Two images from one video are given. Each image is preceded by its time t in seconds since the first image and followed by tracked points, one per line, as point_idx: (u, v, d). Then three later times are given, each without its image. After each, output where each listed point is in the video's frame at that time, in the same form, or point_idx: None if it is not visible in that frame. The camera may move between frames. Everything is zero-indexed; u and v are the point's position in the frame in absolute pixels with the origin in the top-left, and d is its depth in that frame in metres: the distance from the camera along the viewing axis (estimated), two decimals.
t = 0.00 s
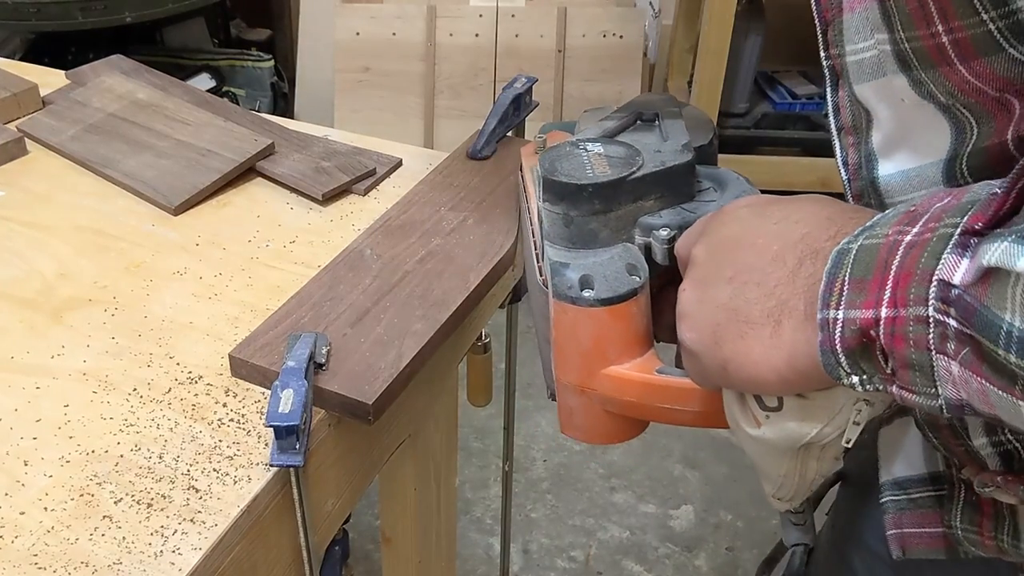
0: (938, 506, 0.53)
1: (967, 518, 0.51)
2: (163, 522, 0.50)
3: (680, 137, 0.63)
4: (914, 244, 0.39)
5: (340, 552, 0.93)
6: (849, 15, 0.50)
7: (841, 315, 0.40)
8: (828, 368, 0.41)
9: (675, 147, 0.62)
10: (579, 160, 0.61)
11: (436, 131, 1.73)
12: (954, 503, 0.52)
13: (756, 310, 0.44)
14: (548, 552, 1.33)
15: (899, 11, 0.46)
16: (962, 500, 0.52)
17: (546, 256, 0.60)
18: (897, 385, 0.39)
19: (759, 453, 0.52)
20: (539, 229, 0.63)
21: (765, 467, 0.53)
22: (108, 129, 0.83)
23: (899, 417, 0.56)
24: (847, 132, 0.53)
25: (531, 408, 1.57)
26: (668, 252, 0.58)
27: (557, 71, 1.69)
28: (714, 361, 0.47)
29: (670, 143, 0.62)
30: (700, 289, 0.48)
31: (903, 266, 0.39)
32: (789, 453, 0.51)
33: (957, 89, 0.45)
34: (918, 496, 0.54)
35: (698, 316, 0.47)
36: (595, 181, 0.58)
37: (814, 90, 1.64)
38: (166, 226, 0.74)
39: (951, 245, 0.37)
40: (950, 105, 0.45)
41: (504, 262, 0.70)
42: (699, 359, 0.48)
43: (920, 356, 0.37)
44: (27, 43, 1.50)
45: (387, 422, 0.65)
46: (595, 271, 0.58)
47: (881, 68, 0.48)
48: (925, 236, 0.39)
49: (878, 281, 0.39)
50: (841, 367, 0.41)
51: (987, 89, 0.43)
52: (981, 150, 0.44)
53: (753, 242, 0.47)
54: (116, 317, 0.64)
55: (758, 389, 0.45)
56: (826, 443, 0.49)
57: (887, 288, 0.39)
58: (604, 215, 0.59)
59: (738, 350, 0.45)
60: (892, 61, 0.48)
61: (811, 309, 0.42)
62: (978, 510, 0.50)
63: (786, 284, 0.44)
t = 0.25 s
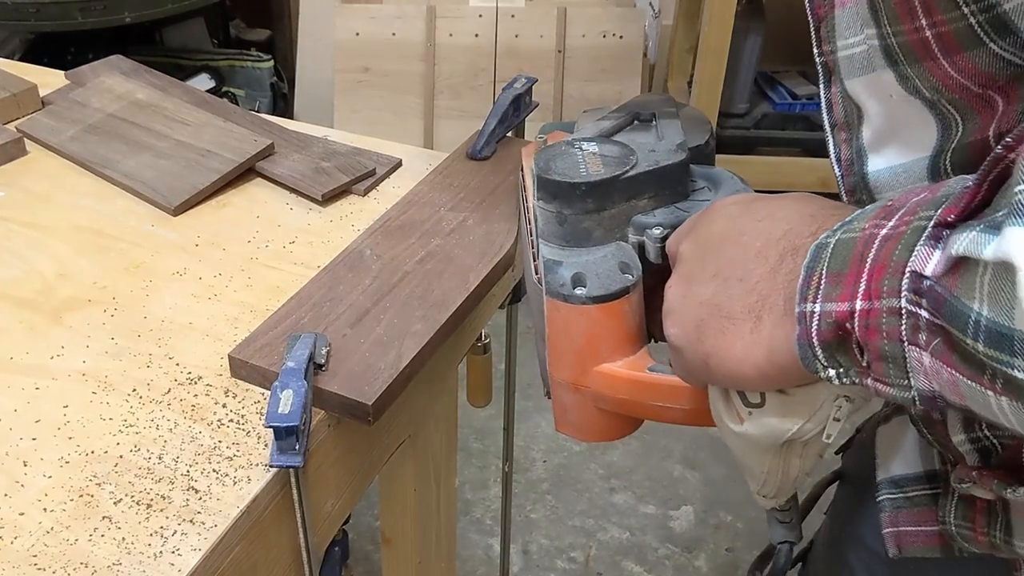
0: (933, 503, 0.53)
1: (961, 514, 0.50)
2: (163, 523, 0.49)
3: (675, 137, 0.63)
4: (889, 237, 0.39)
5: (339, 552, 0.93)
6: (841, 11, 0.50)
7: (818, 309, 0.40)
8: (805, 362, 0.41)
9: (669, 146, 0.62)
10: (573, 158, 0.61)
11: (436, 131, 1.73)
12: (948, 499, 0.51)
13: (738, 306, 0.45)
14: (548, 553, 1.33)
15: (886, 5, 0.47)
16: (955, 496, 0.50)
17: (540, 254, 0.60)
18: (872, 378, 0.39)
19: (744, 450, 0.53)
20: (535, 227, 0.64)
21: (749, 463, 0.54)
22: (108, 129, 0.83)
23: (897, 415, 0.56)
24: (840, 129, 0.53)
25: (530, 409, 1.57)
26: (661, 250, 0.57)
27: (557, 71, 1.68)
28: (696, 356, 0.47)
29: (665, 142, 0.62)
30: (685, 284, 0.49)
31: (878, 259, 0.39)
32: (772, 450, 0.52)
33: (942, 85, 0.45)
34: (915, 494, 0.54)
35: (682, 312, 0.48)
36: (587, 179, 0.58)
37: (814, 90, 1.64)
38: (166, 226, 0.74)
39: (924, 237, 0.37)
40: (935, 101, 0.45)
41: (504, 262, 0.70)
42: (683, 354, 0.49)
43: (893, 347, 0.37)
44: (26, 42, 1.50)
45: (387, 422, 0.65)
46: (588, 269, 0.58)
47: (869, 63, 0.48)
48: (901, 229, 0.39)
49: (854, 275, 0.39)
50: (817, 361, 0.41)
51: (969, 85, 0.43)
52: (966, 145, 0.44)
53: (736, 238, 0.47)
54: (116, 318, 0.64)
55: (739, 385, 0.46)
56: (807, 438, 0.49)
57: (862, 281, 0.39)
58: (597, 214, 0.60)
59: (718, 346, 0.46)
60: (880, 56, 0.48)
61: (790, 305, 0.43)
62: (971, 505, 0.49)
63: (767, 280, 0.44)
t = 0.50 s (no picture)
0: (929, 506, 0.52)
1: (958, 517, 0.50)
2: (162, 524, 0.49)
3: (672, 132, 0.63)
4: (858, 231, 0.39)
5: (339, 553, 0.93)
6: (832, 10, 0.50)
7: (788, 301, 0.41)
8: (776, 353, 0.42)
9: (665, 141, 0.62)
10: (569, 150, 0.61)
11: (435, 132, 1.73)
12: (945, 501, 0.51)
13: (716, 299, 0.46)
14: (548, 554, 1.33)
15: (872, 3, 0.46)
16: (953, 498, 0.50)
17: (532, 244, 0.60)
18: (840, 369, 0.40)
19: (721, 444, 0.54)
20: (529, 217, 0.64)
21: (723, 455, 0.56)
22: (107, 130, 0.83)
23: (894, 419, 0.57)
24: (835, 128, 0.53)
25: (530, 409, 1.57)
26: (651, 244, 0.58)
27: (557, 71, 1.68)
28: (676, 347, 0.49)
29: (661, 137, 0.62)
30: (670, 277, 0.51)
31: (847, 252, 0.39)
32: (747, 442, 0.52)
33: (925, 85, 0.45)
34: (912, 497, 0.54)
35: (665, 303, 0.50)
36: (581, 170, 0.58)
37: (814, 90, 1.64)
38: (165, 227, 0.74)
39: (889, 231, 0.37)
40: (921, 102, 0.45)
41: (503, 263, 0.70)
42: (665, 346, 0.51)
43: (858, 339, 0.38)
44: (26, 43, 1.50)
45: (387, 423, 0.65)
46: (578, 260, 0.58)
47: (859, 62, 0.48)
48: (869, 223, 0.39)
49: (823, 268, 0.40)
50: (787, 352, 0.42)
51: (953, 86, 0.43)
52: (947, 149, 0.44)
53: (719, 234, 0.49)
54: (115, 319, 0.64)
55: (717, 377, 0.47)
56: (780, 431, 0.50)
57: (830, 274, 0.39)
58: (591, 206, 0.60)
59: (696, 336, 0.47)
60: (869, 55, 0.48)
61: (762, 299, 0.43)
62: (969, 507, 0.49)
63: (745, 272, 0.46)
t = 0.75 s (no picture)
0: (926, 508, 0.53)
1: (954, 519, 0.50)
2: (162, 525, 0.49)
3: (671, 135, 0.63)
4: (865, 234, 0.39)
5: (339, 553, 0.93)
6: (826, 12, 0.51)
7: (795, 305, 0.41)
8: (783, 358, 0.42)
9: (664, 144, 0.62)
10: (569, 153, 0.62)
11: (435, 132, 1.73)
12: (942, 504, 0.51)
13: (720, 302, 0.46)
14: (548, 554, 1.33)
15: (865, 5, 0.47)
16: (950, 501, 0.50)
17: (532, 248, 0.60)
18: (848, 375, 0.39)
19: (727, 449, 0.54)
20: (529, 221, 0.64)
21: (730, 461, 0.55)
22: (107, 130, 0.83)
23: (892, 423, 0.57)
24: (829, 131, 0.53)
25: (530, 410, 1.57)
26: (652, 247, 0.58)
27: (557, 71, 1.68)
28: (679, 351, 0.49)
29: (661, 140, 0.63)
30: (671, 280, 0.50)
31: (853, 256, 0.39)
32: (753, 447, 0.52)
33: (920, 86, 0.45)
34: (909, 500, 0.54)
35: (669, 305, 0.49)
36: (581, 173, 0.59)
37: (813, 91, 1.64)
38: (164, 228, 0.74)
39: (898, 233, 0.37)
40: (916, 103, 0.45)
41: (503, 263, 0.70)
42: (668, 350, 0.50)
43: (866, 344, 0.37)
44: (25, 43, 1.50)
45: (386, 424, 0.65)
46: (578, 264, 0.58)
47: (852, 64, 0.49)
48: (876, 226, 0.39)
49: (830, 272, 0.40)
50: (794, 357, 0.42)
51: (947, 88, 0.43)
52: (943, 150, 0.44)
53: (721, 235, 0.49)
54: (114, 319, 0.64)
55: (722, 380, 0.46)
56: (788, 438, 0.50)
57: (837, 278, 0.39)
58: (591, 209, 0.60)
59: (701, 340, 0.47)
60: (861, 57, 0.48)
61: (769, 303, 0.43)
62: (965, 511, 0.49)
63: (749, 275, 0.46)
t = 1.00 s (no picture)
0: (931, 514, 0.52)
1: (957, 525, 0.51)
2: (161, 526, 0.49)
3: (677, 137, 0.63)
4: (896, 241, 0.38)
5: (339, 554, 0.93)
6: (834, 13, 0.50)
7: (824, 315, 0.39)
8: (812, 370, 0.41)
9: (671, 146, 0.61)
10: (574, 157, 0.61)
11: (434, 132, 1.73)
12: (945, 510, 0.52)
13: (743, 311, 0.44)
14: (548, 555, 1.33)
15: (876, 6, 0.46)
16: (952, 507, 0.51)
17: (539, 254, 0.60)
18: (881, 387, 0.38)
19: (746, 459, 0.52)
20: (533, 226, 0.64)
21: (752, 473, 0.54)
22: (106, 131, 0.83)
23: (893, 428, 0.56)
24: (834, 133, 0.52)
25: (529, 411, 1.57)
26: (661, 253, 0.57)
27: (556, 71, 1.68)
28: (700, 362, 0.47)
29: (667, 143, 0.62)
30: (688, 288, 0.48)
31: (885, 263, 0.38)
32: (776, 459, 0.51)
33: (931, 88, 0.44)
34: (912, 504, 0.53)
35: (688, 314, 0.47)
36: (588, 178, 0.58)
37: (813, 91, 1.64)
38: (164, 228, 0.74)
39: (931, 240, 0.36)
40: (925, 105, 0.45)
41: (503, 264, 0.70)
42: (687, 360, 0.48)
43: (902, 354, 0.37)
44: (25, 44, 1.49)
45: (385, 425, 0.65)
46: (587, 270, 0.58)
47: (861, 66, 0.48)
48: (907, 233, 0.38)
49: (860, 280, 0.39)
50: (824, 369, 0.40)
51: (959, 90, 0.43)
52: (954, 153, 0.44)
53: (742, 240, 0.47)
54: (114, 320, 0.64)
55: (745, 392, 0.45)
56: (813, 449, 0.49)
57: (869, 287, 0.38)
58: (598, 214, 0.59)
59: (724, 351, 0.45)
60: (871, 58, 0.48)
61: (796, 311, 0.42)
62: (969, 517, 0.50)
63: (772, 284, 0.44)
